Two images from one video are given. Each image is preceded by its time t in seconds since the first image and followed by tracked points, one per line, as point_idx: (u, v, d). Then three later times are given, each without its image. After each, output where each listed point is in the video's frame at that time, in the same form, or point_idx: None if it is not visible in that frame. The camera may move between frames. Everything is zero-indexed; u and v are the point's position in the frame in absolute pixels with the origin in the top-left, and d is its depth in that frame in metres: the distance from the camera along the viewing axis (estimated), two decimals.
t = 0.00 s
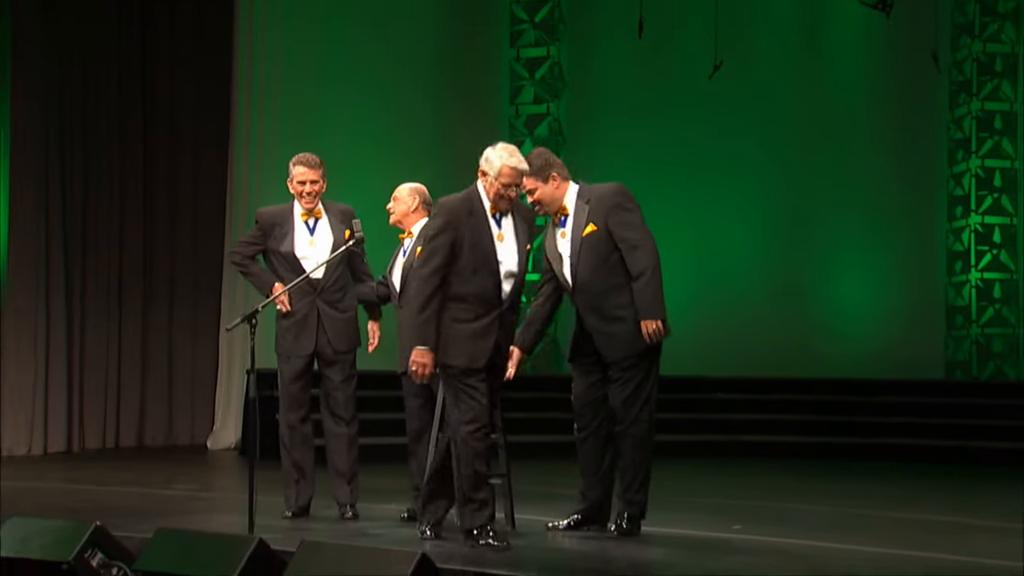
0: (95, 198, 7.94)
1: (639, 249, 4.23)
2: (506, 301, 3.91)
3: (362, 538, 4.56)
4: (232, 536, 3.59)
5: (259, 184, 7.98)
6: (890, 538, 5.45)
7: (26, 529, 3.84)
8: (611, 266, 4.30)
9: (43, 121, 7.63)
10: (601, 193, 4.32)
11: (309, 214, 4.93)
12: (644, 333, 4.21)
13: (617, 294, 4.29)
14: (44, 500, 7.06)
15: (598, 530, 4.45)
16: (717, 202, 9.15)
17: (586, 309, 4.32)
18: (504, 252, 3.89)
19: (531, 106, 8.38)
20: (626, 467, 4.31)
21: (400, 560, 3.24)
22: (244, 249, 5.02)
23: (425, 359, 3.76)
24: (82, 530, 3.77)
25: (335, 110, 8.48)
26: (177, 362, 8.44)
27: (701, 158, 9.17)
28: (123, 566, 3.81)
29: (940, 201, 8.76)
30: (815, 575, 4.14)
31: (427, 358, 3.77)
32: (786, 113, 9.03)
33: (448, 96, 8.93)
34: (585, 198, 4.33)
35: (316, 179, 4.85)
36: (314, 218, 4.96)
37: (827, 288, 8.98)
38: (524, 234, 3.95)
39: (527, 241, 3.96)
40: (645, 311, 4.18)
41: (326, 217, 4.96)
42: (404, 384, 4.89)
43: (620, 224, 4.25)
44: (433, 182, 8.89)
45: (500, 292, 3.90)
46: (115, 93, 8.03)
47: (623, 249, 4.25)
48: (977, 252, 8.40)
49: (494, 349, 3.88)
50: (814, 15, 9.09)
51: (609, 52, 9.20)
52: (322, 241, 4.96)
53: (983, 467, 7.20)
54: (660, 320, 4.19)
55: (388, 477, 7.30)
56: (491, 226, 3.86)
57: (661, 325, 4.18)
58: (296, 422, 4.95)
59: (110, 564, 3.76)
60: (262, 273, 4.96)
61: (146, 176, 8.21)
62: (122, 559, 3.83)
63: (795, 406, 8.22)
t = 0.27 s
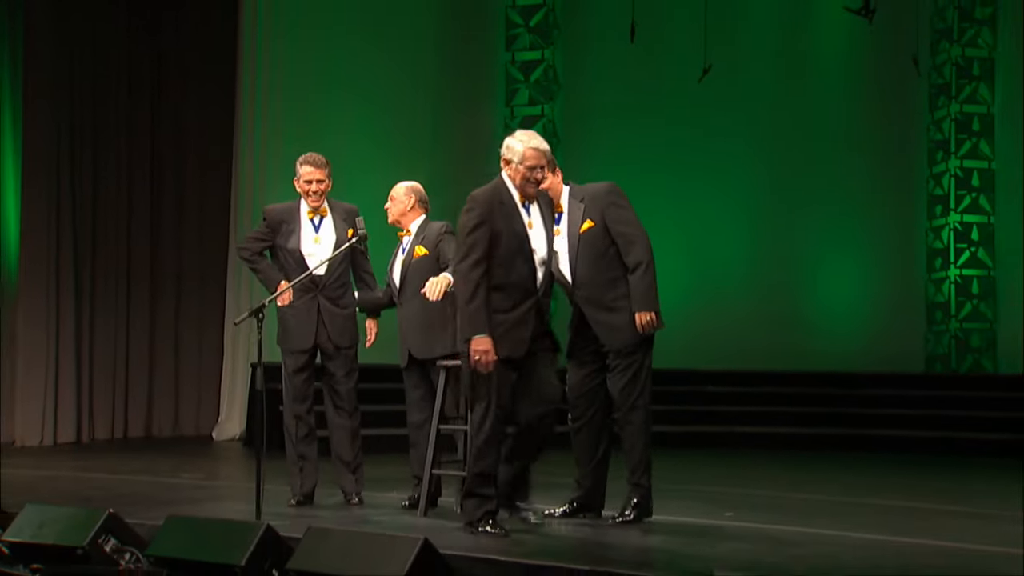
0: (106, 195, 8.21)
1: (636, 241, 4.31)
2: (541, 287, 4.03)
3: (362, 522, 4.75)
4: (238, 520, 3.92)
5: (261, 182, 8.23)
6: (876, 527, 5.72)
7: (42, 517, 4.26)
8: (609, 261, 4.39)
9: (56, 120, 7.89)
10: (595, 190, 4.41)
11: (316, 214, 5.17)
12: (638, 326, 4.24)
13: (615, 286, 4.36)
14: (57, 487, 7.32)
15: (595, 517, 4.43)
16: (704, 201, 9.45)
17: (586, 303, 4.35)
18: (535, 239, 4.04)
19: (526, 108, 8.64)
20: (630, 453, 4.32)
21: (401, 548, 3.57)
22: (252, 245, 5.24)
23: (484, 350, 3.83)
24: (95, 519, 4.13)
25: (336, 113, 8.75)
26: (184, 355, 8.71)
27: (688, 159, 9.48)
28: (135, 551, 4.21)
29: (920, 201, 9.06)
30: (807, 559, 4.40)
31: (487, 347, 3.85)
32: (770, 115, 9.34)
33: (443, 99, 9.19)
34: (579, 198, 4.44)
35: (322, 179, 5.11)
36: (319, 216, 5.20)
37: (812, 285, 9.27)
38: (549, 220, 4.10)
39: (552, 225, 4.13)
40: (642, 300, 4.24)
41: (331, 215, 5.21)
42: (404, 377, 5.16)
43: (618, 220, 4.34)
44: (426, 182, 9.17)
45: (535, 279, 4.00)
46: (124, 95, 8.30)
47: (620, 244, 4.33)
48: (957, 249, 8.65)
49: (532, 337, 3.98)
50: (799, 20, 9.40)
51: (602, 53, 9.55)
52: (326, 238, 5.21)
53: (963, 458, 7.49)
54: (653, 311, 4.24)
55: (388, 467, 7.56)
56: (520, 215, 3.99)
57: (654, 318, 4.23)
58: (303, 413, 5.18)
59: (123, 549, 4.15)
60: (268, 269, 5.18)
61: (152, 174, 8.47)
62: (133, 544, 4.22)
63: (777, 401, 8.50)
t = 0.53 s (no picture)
0: (116, 197, 8.48)
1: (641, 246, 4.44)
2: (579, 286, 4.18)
3: (368, 512, 5.02)
4: (250, 508, 3.87)
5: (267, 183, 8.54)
6: (864, 518, 6.01)
7: (60, 503, 4.16)
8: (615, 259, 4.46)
9: (70, 124, 8.16)
10: (606, 192, 4.51)
11: (330, 212, 5.44)
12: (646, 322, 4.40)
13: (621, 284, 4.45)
14: (72, 477, 7.60)
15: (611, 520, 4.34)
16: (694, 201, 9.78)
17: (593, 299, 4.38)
18: (575, 239, 4.20)
19: (523, 110, 8.93)
20: (644, 444, 4.51)
21: (403, 538, 3.50)
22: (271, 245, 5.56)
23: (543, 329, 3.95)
24: (110, 506, 4.09)
25: (338, 120, 9.02)
26: (192, 353, 8.97)
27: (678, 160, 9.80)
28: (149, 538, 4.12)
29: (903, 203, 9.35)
30: (803, 543, 4.69)
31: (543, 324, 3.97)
32: (759, 119, 9.66)
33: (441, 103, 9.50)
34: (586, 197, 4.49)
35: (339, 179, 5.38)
36: (334, 215, 5.47)
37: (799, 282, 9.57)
38: (591, 221, 4.26)
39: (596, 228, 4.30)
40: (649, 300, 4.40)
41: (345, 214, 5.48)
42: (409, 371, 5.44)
43: (627, 223, 4.46)
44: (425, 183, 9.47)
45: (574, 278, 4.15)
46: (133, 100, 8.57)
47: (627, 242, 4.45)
48: (938, 248, 8.96)
49: (569, 333, 4.12)
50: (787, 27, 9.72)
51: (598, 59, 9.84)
52: (339, 236, 5.48)
53: (944, 450, 7.79)
54: (659, 308, 4.40)
55: (391, 459, 7.84)
56: (562, 214, 4.16)
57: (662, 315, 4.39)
58: (308, 405, 5.47)
59: (137, 537, 4.10)
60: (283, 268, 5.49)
61: (161, 175, 8.74)
62: (147, 532, 4.15)
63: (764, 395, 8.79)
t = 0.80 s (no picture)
0: (127, 198, 8.73)
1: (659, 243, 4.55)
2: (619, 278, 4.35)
3: (372, 501, 5.24)
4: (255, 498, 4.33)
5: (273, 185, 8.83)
6: (856, 509, 6.27)
7: (76, 493, 4.71)
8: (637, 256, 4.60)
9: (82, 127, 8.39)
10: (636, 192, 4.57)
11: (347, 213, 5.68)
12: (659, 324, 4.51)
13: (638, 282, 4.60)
14: (87, 468, 7.86)
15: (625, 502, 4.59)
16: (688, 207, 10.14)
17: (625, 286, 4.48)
18: (615, 229, 4.36)
19: (522, 114, 9.18)
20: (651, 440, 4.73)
21: (411, 527, 3.89)
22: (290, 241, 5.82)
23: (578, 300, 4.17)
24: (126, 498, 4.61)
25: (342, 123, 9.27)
26: (200, 347, 9.25)
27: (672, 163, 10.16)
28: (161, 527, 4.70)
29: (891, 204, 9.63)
30: (802, 528, 4.96)
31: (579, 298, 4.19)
32: (752, 123, 9.98)
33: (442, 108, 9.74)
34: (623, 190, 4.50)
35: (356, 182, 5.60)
36: (351, 215, 5.71)
37: (789, 282, 9.90)
38: (631, 215, 4.41)
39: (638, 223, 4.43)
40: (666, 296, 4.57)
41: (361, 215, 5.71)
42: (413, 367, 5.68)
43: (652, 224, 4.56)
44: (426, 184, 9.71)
45: (612, 268, 4.34)
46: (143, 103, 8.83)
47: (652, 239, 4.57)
48: (925, 248, 9.20)
49: (605, 320, 4.30)
50: (779, 33, 9.97)
51: (593, 65, 10.24)
52: (356, 235, 5.71)
53: (932, 444, 8.06)
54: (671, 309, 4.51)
55: (395, 452, 8.10)
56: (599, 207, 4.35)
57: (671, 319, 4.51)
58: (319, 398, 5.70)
59: (151, 525, 4.65)
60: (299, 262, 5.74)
61: (171, 175, 9.00)
62: (159, 521, 4.71)
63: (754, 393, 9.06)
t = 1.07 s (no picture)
0: (136, 200, 8.96)
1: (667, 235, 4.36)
2: (631, 273, 4.13)
3: (377, 494, 5.33)
4: (268, 490, 4.26)
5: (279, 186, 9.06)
6: (851, 503, 6.48)
7: (91, 486, 4.54)
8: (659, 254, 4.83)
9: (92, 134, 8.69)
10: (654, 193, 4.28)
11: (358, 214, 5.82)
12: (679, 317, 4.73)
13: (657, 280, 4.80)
14: (99, 462, 8.06)
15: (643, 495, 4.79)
16: (687, 211, 10.41)
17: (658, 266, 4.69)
18: (625, 227, 4.15)
19: (521, 117, 9.37)
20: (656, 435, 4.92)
21: (415, 517, 3.79)
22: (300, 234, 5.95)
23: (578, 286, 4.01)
24: (138, 490, 4.45)
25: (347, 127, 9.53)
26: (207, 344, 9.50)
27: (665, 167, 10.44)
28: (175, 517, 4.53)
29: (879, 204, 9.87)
30: (802, 518, 5.13)
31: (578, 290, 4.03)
32: (745, 126, 10.24)
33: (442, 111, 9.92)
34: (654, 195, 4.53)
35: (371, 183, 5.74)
36: (363, 217, 5.86)
37: (780, 279, 10.16)
38: (647, 213, 4.21)
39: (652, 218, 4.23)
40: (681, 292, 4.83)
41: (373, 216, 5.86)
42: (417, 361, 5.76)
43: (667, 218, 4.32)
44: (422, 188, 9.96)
45: (623, 266, 4.13)
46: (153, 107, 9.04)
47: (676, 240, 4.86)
48: (912, 247, 9.46)
49: (617, 318, 4.11)
50: (772, 37, 10.23)
51: (590, 68, 10.52)
52: (367, 234, 5.87)
53: (922, 441, 8.26)
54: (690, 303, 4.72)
55: (398, 448, 8.30)
56: (608, 205, 4.16)
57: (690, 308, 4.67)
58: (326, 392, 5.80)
59: (164, 516, 4.50)
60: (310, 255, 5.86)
61: (178, 176, 9.23)
62: (173, 512, 4.54)
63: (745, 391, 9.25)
